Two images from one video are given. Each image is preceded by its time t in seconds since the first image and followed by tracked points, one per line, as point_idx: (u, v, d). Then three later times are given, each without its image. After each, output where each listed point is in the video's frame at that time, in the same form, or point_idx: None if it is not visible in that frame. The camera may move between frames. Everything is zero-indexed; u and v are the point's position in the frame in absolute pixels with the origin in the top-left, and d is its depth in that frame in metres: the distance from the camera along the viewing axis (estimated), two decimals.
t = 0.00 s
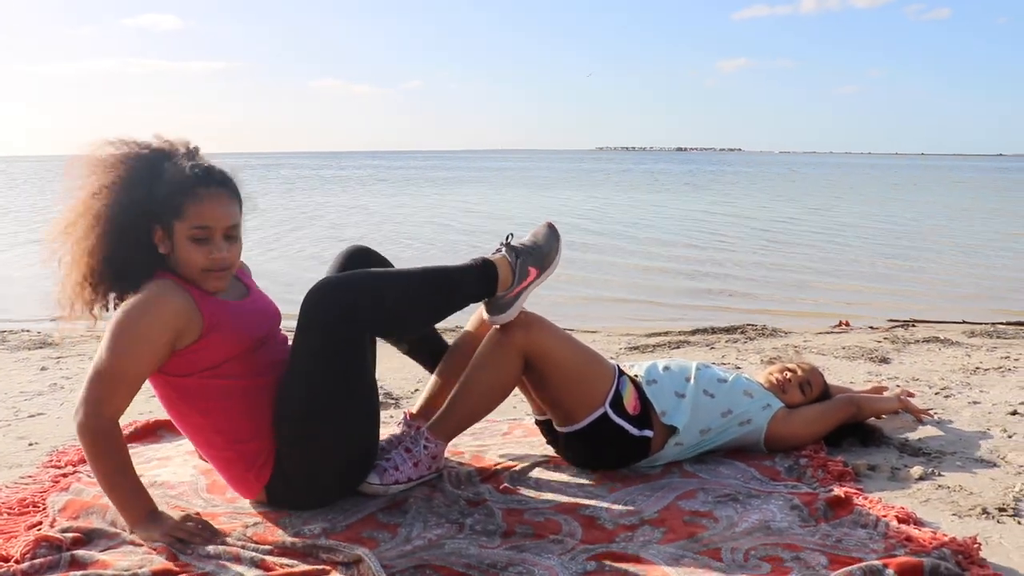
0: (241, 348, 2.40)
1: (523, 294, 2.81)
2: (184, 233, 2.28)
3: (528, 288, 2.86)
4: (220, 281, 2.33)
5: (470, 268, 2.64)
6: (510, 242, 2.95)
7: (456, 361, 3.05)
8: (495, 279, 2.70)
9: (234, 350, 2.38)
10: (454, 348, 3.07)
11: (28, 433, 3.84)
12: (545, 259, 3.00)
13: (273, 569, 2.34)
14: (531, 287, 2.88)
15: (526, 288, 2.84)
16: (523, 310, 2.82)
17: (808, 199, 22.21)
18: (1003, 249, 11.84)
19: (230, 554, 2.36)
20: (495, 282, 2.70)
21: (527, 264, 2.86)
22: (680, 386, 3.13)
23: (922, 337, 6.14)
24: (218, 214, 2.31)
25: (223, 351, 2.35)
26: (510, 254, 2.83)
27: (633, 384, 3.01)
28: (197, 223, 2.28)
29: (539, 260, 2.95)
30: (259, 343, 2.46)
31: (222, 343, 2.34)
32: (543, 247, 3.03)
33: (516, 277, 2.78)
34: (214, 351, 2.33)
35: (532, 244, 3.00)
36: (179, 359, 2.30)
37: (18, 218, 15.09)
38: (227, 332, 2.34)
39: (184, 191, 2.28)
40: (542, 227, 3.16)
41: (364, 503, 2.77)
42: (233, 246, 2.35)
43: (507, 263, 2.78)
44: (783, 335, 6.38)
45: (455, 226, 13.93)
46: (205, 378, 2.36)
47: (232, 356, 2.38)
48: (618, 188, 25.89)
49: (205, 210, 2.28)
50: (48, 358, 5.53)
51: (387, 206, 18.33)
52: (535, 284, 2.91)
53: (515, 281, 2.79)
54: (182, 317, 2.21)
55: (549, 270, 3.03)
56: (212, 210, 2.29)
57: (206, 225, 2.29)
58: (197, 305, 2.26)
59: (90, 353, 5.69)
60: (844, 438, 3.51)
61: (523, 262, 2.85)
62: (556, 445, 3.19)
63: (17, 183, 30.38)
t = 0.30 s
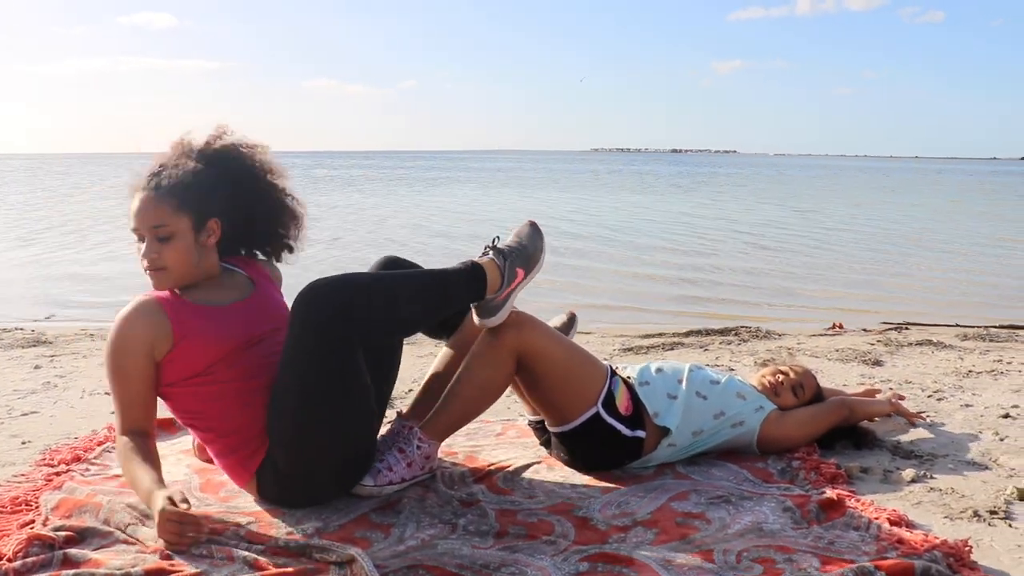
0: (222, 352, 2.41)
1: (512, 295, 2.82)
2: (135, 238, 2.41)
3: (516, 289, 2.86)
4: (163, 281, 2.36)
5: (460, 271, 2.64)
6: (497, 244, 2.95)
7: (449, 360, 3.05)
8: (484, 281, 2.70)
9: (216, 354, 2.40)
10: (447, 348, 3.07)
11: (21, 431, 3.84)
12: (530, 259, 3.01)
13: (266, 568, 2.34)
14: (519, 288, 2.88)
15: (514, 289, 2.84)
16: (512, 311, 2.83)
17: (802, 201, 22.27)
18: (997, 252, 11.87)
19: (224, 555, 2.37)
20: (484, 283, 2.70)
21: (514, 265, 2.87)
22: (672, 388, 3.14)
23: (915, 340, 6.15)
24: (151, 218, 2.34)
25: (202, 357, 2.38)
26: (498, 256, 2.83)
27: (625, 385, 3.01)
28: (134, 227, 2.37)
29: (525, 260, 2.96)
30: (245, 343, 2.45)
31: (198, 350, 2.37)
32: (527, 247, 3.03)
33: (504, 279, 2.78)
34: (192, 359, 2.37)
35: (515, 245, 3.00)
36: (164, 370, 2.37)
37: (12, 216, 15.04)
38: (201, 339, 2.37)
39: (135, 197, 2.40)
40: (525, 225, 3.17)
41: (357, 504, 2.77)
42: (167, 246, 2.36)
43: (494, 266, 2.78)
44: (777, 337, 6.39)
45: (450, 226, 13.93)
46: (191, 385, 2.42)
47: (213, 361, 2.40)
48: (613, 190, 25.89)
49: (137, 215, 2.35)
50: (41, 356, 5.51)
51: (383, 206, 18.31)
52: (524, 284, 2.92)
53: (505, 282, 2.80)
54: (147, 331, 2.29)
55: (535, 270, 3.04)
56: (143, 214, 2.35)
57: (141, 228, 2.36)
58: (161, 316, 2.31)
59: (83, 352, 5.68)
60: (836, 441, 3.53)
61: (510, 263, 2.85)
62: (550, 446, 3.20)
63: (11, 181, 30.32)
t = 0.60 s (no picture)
0: (217, 375, 2.41)
1: (517, 319, 2.82)
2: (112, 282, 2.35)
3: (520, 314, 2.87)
4: (149, 318, 2.33)
5: (457, 294, 2.64)
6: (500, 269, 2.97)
7: (450, 382, 3.05)
8: (484, 305, 2.72)
9: (211, 377, 2.40)
10: (448, 370, 3.07)
11: (19, 445, 3.83)
12: (533, 283, 3.01)
13: None
14: (522, 312, 2.89)
15: (519, 313, 2.85)
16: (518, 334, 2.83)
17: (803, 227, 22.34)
18: (998, 280, 11.88)
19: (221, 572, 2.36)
20: (483, 308, 2.71)
21: (516, 290, 2.87)
22: (674, 415, 3.14)
23: (915, 367, 6.15)
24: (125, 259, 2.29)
25: (199, 382, 2.38)
26: (498, 281, 2.84)
27: (627, 412, 3.01)
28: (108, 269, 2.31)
29: (527, 284, 2.97)
30: (238, 362, 2.46)
31: (195, 376, 2.37)
32: (530, 272, 3.04)
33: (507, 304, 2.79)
34: (188, 386, 2.37)
35: (518, 269, 3.01)
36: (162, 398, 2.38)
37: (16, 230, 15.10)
38: (195, 366, 2.36)
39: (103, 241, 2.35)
40: (531, 251, 3.17)
41: (356, 523, 2.77)
42: (147, 284, 2.32)
43: (495, 291, 2.79)
44: (777, 362, 6.38)
45: (453, 247, 13.98)
46: (189, 410, 2.42)
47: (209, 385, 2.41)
48: (615, 213, 25.98)
49: (109, 259, 2.30)
50: (42, 370, 5.52)
51: (385, 225, 18.37)
52: (527, 309, 2.93)
53: (508, 306, 2.81)
54: (142, 365, 2.28)
55: (538, 294, 3.04)
56: (115, 257, 2.29)
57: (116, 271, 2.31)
58: (156, 348, 2.31)
59: (84, 366, 5.68)
60: (836, 468, 3.52)
61: (512, 288, 2.86)
62: (549, 469, 3.19)
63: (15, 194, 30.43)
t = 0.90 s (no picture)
0: (189, 393, 2.43)
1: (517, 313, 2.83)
2: (89, 307, 2.27)
3: (523, 308, 2.88)
4: (136, 342, 2.33)
5: (461, 286, 2.62)
6: (507, 261, 2.96)
7: (447, 377, 3.05)
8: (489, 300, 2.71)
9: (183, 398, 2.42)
10: (445, 364, 3.07)
11: (15, 439, 3.83)
12: (541, 278, 3.01)
13: None
14: (524, 307, 2.89)
15: (520, 307, 2.85)
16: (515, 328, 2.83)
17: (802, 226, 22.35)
18: (996, 280, 11.89)
19: (216, 566, 2.36)
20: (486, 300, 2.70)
21: (521, 284, 2.88)
22: (669, 411, 3.15)
23: (912, 365, 6.16)
24: (116, 275, 2.29)
25: (172, 403, 2.40)
26: (503, 274, 2.84)
27: (622, 406, 3.01)
28: (103, 290, 2.27)
29: (534, 279, 2.97)
30: (204, 375, 2.48)
31: (168, 399, 2.39)
32: (539, 266, 3.03)
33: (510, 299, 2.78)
34: (162, 411, 2.39)
35: (527, 263, 3.00)
36: (137, 428, 2.39)
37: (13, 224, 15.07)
38: (165, 389, 2.38)
39: (63, 281, 2.25)
40: (541, 243, 3.17)
41: (352, 517, 2.76)
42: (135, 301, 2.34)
43: (499, 285, 2.79)
44: (775, 360, 6.38)
45: (451, 244, 13.97)
46: (170, 432, 2.44)
47: (183, 404, 2.43)
48: (613, 211, 25.98)
49: (98, 277, 2.26)
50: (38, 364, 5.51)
51: (384, 222, 18.36)
52: (530, 303, 2.94)
53: (511, 300, 2.80)
54: (120, 399, 2.29)
55: (544, 288, 3.04)
56: (105, 275, 2.27)
57: (106, 289, 2.27)
58: (126, 381, 2.30)
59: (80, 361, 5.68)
60: (833, 465, 3.53)
61: (517, 282, 2.87)
62: (545, 465, 3.19)
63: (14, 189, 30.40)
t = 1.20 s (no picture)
0: (164, 399, 2.43)
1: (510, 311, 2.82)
2: (92, 316, 2.32)
3: (516, 305, 2.87)
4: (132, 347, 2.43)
5: (458, 286, 2.61)
6: (502, 258, 2.95)
7: (441, 380, 3.05)
8: (485, 296, 2.69)
9: (158, 403, 2.41)
10: (438, 367, 3.07)
11: (10, 450, 3.82)
12: (534, 274, 3.01)
13: None
14: (518, 304, 2.88)
15: (513, 305, 2.85)
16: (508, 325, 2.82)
17: (795, 222, 22.41)
18: (990, 273, 11.93)
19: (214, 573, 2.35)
20: (483, 297, 2.68)
21: (515, 281, 2.87)
22: (664, 409, 3.16)
23: (907, 359, 6.17)
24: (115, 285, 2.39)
25: (147, 408, 2.39)
26: (497, 271, 2.83)
27: (617, 405, 3.02)
28: (107, 297, 2.35)
29: (527, 276, 2.96)
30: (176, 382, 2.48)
31: (143, 404, 2.38)
32: (531, 263, 3.03)
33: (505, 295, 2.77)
34: (138, 416, 2.37)
35: (520, 260, 3.00)
36: (115, 438, 2.37)
37: (7, 234, 15.03)
38: (139, 394, 2.38)
39: (71, 292, 2.29)
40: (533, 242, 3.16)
41: (350, 521, 2.77)
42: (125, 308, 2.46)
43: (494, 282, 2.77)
44: (770, 356, 6.39)
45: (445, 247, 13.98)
46: (149, 441, 2.41)
47: (156, 408, 2.41)
48: (608, 210, 26.02)
49: (103, 285, 2.35)
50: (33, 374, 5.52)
51: (378, 226, 18.35)
52: (524, 300, 2.93)
53: (505, 297, 2.80)
54: (97, 402, 2.28)
55: (537, 285, 3.04)
56: (107, 284, 2.36)
57: (110, 296, 2.36)
58: (104, 388, 2.31)
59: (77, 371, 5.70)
60: (829, 460, 3.53)
61: (511, 280, 2.86)
62: (542, 466, 3.19)
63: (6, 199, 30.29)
